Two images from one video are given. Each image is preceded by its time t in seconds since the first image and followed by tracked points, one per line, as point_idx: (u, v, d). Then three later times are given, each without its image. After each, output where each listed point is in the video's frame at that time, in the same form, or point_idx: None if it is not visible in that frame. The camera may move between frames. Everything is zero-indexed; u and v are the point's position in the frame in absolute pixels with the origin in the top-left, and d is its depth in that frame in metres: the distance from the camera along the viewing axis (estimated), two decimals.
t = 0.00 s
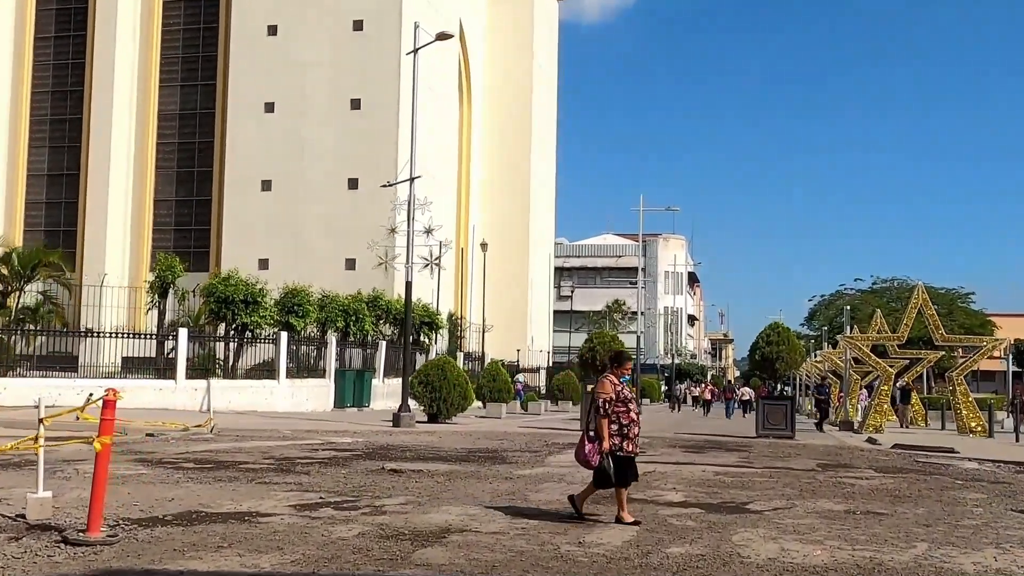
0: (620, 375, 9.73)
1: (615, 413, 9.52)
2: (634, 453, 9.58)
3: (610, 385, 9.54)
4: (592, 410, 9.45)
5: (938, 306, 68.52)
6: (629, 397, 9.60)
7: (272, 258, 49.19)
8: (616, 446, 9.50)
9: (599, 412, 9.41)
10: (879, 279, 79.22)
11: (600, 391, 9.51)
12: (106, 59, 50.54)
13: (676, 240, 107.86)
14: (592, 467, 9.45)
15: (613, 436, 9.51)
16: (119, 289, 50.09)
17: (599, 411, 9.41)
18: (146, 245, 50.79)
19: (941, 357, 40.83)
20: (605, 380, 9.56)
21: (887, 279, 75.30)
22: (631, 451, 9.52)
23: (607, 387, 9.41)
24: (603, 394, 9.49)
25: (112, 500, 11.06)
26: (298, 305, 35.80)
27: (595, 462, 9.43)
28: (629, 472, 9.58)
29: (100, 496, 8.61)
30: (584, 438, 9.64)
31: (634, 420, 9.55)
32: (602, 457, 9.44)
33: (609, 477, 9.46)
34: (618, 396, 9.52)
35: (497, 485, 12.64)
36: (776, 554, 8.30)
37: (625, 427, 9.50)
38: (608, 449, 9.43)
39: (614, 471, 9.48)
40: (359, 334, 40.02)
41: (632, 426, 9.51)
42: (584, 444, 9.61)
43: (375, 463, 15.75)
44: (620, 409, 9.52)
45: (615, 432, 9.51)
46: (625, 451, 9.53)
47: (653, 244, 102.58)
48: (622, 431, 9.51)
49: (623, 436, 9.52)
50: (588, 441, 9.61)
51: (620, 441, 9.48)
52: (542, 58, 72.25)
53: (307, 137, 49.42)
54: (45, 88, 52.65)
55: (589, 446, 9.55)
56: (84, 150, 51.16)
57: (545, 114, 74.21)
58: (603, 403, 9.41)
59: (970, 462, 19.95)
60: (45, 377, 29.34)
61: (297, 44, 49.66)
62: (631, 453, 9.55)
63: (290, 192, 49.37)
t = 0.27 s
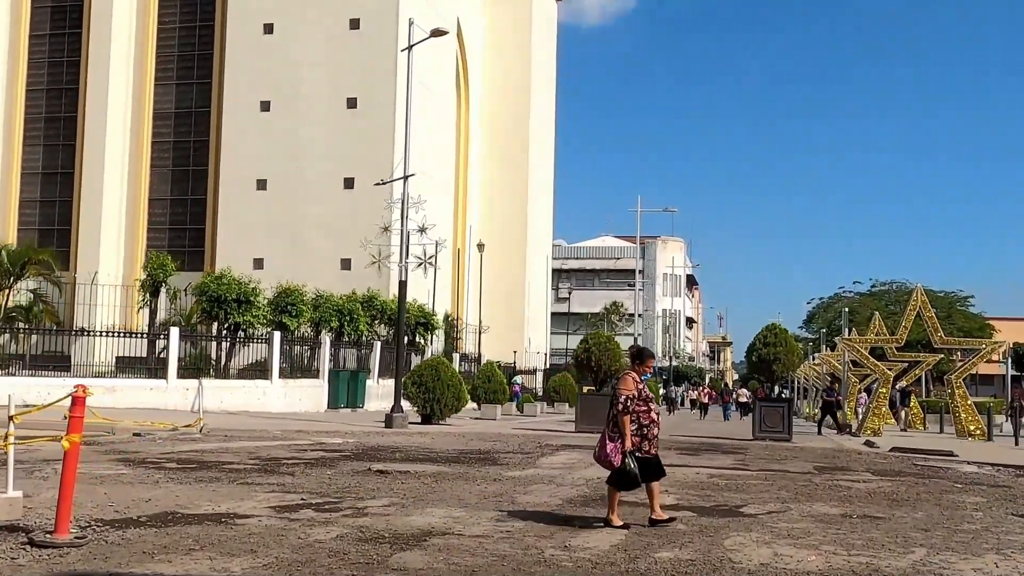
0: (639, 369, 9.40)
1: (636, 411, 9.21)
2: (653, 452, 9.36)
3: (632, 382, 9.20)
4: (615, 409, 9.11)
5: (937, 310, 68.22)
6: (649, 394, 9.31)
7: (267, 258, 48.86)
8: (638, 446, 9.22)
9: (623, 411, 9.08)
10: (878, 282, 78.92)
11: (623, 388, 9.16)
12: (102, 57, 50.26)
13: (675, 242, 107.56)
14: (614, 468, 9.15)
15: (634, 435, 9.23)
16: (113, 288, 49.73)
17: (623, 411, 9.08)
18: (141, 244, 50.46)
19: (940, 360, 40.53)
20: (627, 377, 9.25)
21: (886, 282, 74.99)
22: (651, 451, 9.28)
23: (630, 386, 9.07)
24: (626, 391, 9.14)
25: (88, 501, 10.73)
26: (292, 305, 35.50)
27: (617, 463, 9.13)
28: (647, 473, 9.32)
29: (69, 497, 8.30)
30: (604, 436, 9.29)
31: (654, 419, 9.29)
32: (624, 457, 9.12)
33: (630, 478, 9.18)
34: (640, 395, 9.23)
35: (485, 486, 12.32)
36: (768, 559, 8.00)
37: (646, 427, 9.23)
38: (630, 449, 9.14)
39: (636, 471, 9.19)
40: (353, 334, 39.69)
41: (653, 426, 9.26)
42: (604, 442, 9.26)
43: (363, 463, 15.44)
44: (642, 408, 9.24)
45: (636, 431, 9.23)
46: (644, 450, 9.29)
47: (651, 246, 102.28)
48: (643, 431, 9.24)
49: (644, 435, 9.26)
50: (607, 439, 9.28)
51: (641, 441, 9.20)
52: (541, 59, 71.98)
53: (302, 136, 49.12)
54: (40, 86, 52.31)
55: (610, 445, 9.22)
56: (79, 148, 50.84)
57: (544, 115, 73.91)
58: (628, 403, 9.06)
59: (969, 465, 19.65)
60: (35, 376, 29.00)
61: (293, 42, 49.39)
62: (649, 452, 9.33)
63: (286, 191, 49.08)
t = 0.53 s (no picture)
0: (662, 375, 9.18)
1: (659, 415, 8.94)
2: (677, 459, 9.02)
3: (653, 385, 9.00)
4: (636, 412, 8.90)
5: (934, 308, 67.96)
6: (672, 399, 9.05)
7: (260, 258, 48.54)
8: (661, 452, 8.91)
9: (643, 413, 8.85)
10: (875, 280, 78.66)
11: (644, 391, 8.96)
12: (94, 56, 49.94)
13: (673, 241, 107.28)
14: (636, 474, 8.86)
15: (657, 440, 8.93)
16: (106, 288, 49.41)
17: (643, 413, 8.86)
18: (134, 243, 50.15)
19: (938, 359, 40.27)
20: (648, 380, 9.01)
21: (883, 280, 74.74)
22: (675, 457, 8.94)
23: (651, 387, 8.85)
24: (647, 395, 8.93)
25: (64, 508, 10.45)
26: (284, 305, 35.22)
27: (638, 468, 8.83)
28: (671, 480, 8.98)
29: (35, 505, 8.01)
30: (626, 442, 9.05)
31: (679, 424, 8.98)
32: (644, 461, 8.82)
33: (653, 483, 8.85)
34: (661, 398, 8.97)
35: (472, 491, 12.03)
36: (759, 567, 7.74)
37: (669, 431, 8.92)
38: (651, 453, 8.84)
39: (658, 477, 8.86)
40: (346, 334, 39.38)
41: (677, 430, 8.94)
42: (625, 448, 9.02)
43: (351, 466, 15.16)
44: (664, 412, 8.95)
45: (658, 436, 8.93)
46: (669, 457, 8.96)
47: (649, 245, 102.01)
48: (667, 436, 8.92)
49: (667, 440, 8.95)
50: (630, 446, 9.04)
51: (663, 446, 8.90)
52: (536, 58, 71.71)
53: (296, 135, 48.81)
54: (32, 85, 51.97)
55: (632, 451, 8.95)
56: (71, 148, 50.51)
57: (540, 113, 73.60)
58: (647, 404, 8.83)
59: (968, 466, 19.39)
60: (23, 378, 28.70)
61: (286, 41, 49.08)
62: (675, 459, 8.98)
63: (279, 190, 48.79)
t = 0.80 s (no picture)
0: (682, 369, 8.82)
1: (681, 411, 8.58)
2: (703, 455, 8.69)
3: (674, 380, 8.62)
4: (658, 410, 8.53)
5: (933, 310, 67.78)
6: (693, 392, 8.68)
7: (255, 259, 48.23)
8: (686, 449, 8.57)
9: (666, 412, 8.47)
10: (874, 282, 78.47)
11: (664, 387, 8.57)
12: (88, 56, 49.69)
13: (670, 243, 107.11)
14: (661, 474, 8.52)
15: (681, 437, 8.58)
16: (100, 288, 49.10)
17: (666, 411, 8.48)
18: (128, 244, 49.87)
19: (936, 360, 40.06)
20: (668, 375, 8.64)
21: (882, 282, 74.55)
22: (700, 454, 8.61)
23: (673, 384, 8.47)
24: (668, 391, 8.54)
25: (42, 509, 10.18)
26: (278, 306, 34.98)
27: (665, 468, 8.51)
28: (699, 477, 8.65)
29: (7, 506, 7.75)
30: (649, 440, 8.70)
31: (701, 419, 8.64)
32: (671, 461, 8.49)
33: (681, 484, 8.53)
34: (684, 394, 8.61)
35: (463, 492, 11.75)
36: (755, 571, 7.47)
37: (693, 427, 8.57)
38: (677, 452, 8.50)
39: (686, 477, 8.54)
40: (342, 335, 39.11)
41: (700, 425, 8.60)
42: (648, 447, 8.67)
43: (342, 467, 14.90)
44: (687, 408, 8.60)
45: (683, 434, 8.58)
46: (694, 453, 8.63)
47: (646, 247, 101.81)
48: (691, 432, 8.58)
49: (692, 437, 8.60)
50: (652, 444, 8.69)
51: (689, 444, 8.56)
52: (534, 59, 71.54)
53: (291, 135, 48.55)
54: (26, 85, 51.68)
55: (656, 449, 8.61)
56: (66, 148, 50.22)
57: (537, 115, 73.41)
58: (671, 402, 8.46)
59: (968, 467, 19.15)
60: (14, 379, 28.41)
61: (281, 41, 48.84)
62: (699, 455, 8.67)
63: (274, 191, 48.52)
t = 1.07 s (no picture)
0: (717, 372, 8.41)
1: (716, 420, 8.21)
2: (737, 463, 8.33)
3: (709, 387, 8.21)
4: (693, 420, 8.16)
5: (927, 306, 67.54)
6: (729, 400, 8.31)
7: (245, 255, 47.81)
8: (721, 459, 8.23)
9: (701, 423, 8.11)
10: (868, 279, 78.20)
11: (698, 396, 8.19)
12: (77, 51, 49.21)
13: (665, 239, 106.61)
14: (694, 485, 8.19)
15: (716, 447, 8.23)
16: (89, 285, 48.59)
17: (701, 421, 8.11)
18: (117, 240, 49.41)
19: (931, 357, 39.77)
20: (703, 381, 8.24)
21: (876, 279, 74.27)
22: (735, 465, 8.27)
23: (709, 393, 8.09)
24: (704, 400, 8.16)
25: (8, 515, 9.79)
26: (268, 303, 34.61)
27: (697, 480, 8.17)
28: (732, 487, 8.31)
29: None
30: (681, 449, 8.34)
31: (738, 428, 8.28)
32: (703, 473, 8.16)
33: (714, 494, 8.21)
34: (719, 401, 8.21)
35: (448, 495, 11.39)
36: None
37: (729, 437, 8.22)
38: (711, 464, 8.16)
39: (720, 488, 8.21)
40: (332, 332, 38.72)
41: (737, 435, 8.25)
42: (679, 457, 8.31)
43: (325, 469, 14.53)
44: (723, 416, 8.21)
45: (718, 443, 8.21)
46: (728, 463, 8.29)
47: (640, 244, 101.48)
48: (726, 442, 8.22)
49: (727, 446, 8.23)
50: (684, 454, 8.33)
51: (723, 453, 8.20)
52: (527, 54, 71.14)
53: (281, 130, 48.13)
54: (14, 80, 51.17)
55: (687, 460, 8.27)
56: (54, 143, 49.72)
57: (530, 110, 73.00)
58: (706, 412, 8.08)
59: (965, 467, 18.85)
60: None
61: (271, 35, 48.42)
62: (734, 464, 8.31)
63: (265, 187, 48.08)
